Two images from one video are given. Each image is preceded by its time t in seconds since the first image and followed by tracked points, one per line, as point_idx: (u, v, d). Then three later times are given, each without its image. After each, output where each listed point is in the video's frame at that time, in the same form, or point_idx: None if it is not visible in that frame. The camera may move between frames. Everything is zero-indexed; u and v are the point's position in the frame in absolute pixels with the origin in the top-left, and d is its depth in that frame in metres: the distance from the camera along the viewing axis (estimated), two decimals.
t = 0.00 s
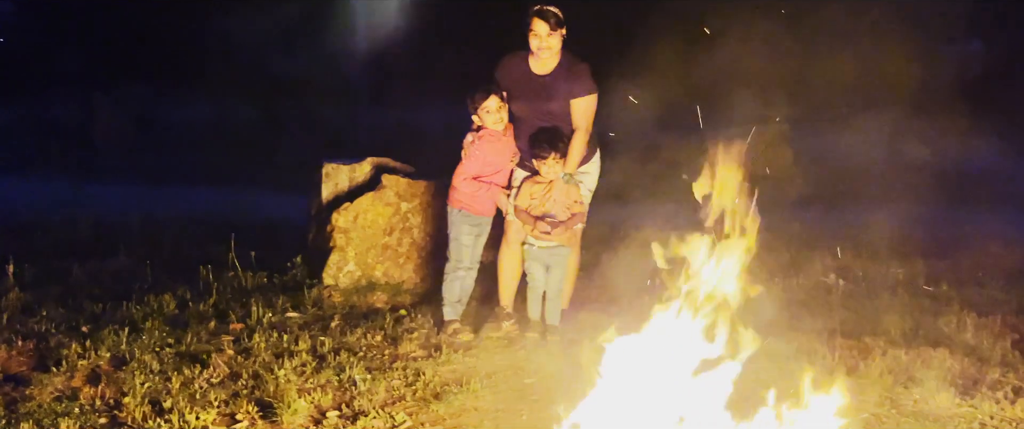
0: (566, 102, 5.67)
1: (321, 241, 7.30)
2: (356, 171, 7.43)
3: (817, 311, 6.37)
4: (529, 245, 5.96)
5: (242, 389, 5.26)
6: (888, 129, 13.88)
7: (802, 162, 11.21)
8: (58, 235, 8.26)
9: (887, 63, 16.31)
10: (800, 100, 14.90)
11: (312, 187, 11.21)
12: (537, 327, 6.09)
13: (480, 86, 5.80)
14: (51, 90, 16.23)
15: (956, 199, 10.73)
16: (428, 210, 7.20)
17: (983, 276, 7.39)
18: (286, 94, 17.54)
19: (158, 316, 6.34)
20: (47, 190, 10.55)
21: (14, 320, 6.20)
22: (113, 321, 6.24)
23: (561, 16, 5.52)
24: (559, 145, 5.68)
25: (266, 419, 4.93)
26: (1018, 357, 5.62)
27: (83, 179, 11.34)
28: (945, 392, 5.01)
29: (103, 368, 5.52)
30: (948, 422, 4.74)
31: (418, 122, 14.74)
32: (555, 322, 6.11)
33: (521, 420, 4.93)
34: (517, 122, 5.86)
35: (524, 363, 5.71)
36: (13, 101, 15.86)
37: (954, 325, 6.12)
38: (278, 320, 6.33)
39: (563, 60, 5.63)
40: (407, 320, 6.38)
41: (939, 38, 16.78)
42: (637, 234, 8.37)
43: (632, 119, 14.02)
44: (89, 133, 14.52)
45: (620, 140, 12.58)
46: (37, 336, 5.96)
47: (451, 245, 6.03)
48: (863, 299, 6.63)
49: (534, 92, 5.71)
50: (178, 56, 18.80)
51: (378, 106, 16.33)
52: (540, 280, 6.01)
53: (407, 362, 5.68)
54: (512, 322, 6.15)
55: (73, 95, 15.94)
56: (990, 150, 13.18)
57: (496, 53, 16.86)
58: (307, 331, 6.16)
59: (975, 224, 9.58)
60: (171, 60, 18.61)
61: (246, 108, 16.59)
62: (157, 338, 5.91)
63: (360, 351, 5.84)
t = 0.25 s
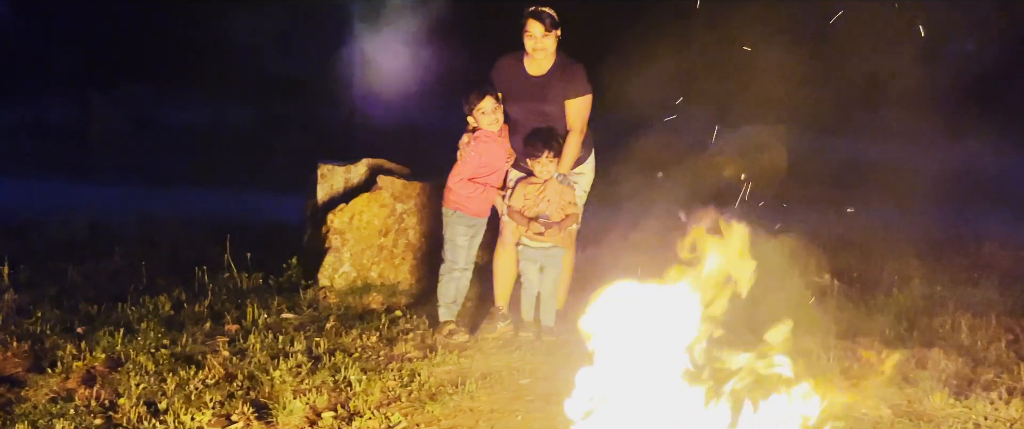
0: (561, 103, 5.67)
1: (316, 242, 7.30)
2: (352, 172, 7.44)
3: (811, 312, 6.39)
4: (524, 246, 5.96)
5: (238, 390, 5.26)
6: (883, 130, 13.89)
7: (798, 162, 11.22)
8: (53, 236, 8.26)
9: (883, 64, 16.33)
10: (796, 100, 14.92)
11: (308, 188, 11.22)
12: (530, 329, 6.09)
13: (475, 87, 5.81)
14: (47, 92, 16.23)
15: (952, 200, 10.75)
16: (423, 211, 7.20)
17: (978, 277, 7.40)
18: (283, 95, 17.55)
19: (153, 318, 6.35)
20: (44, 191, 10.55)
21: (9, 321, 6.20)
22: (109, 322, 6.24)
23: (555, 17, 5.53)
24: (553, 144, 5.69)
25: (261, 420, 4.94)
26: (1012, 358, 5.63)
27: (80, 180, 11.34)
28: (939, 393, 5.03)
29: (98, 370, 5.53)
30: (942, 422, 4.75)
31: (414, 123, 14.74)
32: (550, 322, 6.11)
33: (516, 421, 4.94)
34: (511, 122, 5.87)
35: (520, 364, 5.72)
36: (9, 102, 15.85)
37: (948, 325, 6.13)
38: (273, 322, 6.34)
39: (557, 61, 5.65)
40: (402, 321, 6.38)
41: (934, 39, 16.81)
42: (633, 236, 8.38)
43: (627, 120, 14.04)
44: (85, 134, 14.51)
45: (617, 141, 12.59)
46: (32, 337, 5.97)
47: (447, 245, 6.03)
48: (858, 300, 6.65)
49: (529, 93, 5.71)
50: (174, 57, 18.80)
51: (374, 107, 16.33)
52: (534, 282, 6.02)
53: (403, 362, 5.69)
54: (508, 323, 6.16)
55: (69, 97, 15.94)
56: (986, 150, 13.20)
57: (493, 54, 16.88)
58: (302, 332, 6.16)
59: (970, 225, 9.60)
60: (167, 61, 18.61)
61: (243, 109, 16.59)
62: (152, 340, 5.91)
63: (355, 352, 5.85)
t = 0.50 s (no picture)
0: (555, 104, 5.67)
1: (311, 243, 7.30)
2: (347, 173, 7.45)
3: (807, 312, 6.39)
4: (516, 247, 5.96)
5: (232, 391, 5.26)
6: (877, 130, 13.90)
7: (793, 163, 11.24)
8: (48, 237, 8.26)
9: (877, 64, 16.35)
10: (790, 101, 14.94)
11: (303, 189, 11.22)
12: (522, 329, 6.09)
13: (470, 88, 5.81)
14: (42, 92, 16.22)
15: (947, 201, 10.76)
16: (417, 212, 7.21)
17: (972, 278, 7.41)
18: (278, 96, 17.54)
19: (148, 319, 6.34)
20: (39, 192, 10.55)
21: (3, 322, 6.19)
22: (103, 323, 6.24)
23: (550, 18, 5.54)
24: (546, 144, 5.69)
25: (256, 421, 4.94)
26: (1006, 358, 5.63)
27: (74, 181, 11.33)
28: (934, 393, 5.04)
29: (92, 371, 5.52)
30: (936, 422, 4.77)
31: (409, 124, 14.74)
32: (543, 323, 6.11)
33: (510, 422, 4.94)
34: (506, 123, 5.87)
35: (514, 364, 5.72)
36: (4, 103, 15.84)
37: (943, 326, 6.14)
38: (268, 323, 6.33)
39: (552, 62, 5.65)
40: (397, 322, 6.38)
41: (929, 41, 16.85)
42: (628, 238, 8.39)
43: (622, 121, 14.05)
44: (80, 135, 14.50)
45: (612, 142, 12.60)
46: (26, 338, 5.96)
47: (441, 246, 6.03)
48: (853, 300, 6.66)
49: (523, 94, 5.72)
50: (169, 58, 18.80)
51: (369, 108, 16.33)
52: (527, 282, 6.02)
53: (397, 363, 5.69)
54: (503, 324, 6.16)
55: (63, 98, 15.93)
56: (981, 150, 13.21)
57: (488, 55, 16.88)
58: (297, 332, 6.16)
59: (965, 226, 9.61)
60: (162, 62, 18.60)
61: (237, 111, 16.58)
62: (147, 341, 5.91)
63: (350, 353, 5.84)
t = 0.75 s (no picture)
0: (549, 105, 5.68)
1: (305, 245, 7.30)
2: (341, 175, 7.44)
3: (800, 313, 6.40)
4: (508, 249, 5.97)
5: (227, 392, 5.27)
6: (872, 131, 13.90)
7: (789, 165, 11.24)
8: (42, 239, 8.26)
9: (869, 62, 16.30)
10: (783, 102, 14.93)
11: (297, 191, 11.20)
12: (518, 331, 6.10)
13: (465, 90, 5.82)
14: (36, 93, 16.21)
15: (941, 202, 10.77)
16: (412, 213, 7.19)
17: (966, 279, 7.42)
18: (273, 98, 17.53)
19: (142, 320, 6.35)
20: (33, 194, 10.54)
21: None
22: (98, 325, 6.24)
23: (544, 20, 5.55)
24: (540, 146, 5.70)
25: (250, 422, 4.94)
26: (999, 359, 5.65)
27: (68, 183, 11.33)
28: (927, 394, 5.05)
29: (87, 373, 5.53)
30: (929, 422, 4.78)
31: (404, 126, 14.74)
32: (538, 325, 6.12)
33: (504, 423, 4.95)
34: (501, 125, 5.87)
35: (509, 366, 5.73)
36: None
37: (936, 327, 6.15)
38: (263, 324, 6.34)
39: (546, 64, 5.66)
40: (391, 323, 6.39)
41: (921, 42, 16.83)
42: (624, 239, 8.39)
43: (617, 123, 14.05)
44: (74, 137, 14.49)
45: (606, 144, 12.59)
46: (21, 340, 5.96)
47: (436, 248, 6.04)
48: (846, 301, 6.66)
49: (517, 95, 5.73)
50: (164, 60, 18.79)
51: (364, 110, 16.33)
52: (520, 283, 6.03)
53: (392, 365, 5.70)
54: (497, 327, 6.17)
55: (58, 99, 15.92)
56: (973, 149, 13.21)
57: (481, 56, 16.86)
58: (291, 334, 6.16)
59: (960, 227, 9.62)
60: (157, 63, 18.59)
61: (232, 112, 16.58)
62: (141, 342, 5.91)
63: (344, 354, 5.85)
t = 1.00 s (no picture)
0: (544, 107, 5.69)
1: (300, 247, 7.30)
2: (336, 178, 7.42)
3: (795, 315, 6.41)
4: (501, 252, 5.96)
5: (222, 394, 5.27)
6: (867, 133, 13.91)
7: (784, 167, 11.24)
8: (37, 241, 8.24)
9: (863, 66, 16.30)
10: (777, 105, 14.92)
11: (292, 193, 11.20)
12: (513, 333, 6.10)
13: (460, 92, 5.82)
14: (31, 95, 16.19)
15: (936, 205, 10.77)
16: (407, 214, 7.19)
17: (961, 281, 7.43)
18: (268, 101, 17.52)
19: (137, 322, 6.34)
20: (28, 196, 10.53)
21: None
22: (93, 327, 6.24)
23: (539, 22, 5.55)
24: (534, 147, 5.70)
25: (245, 424, 4.94)
26: (993, 361, 5.65)
27: (63, 185, 11.32)
28: (921, 395, 5.06)
29: (82, 374, 5.52)
30: (924, 424, 4.79)
31: (399, 128, 14.74)
32: (532, 327, 6.11)
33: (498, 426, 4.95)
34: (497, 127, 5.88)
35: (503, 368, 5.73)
36: None
37: (931, 329, 6.15)
38: (258, 326, 6.33)
39: (541, 66, 5.67)
40: (386, 325, 6.39)
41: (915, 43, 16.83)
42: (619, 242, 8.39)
43: (612, 125, 14.05)
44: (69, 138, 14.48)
45: (600, 147, 12.57)
46: (15, 342, 5.96)
47: (432, 249, 6.04)
48: (841, 304, 6.65)
49: (513, 97, 5.74)
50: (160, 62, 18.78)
51: (359, 112, 16.33)
52: (513, 286, 6.01)
53: (386, 367, 5.70)
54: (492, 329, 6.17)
55: (53, 101, 15.91)
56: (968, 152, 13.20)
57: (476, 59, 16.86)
58: (286, 336, 6.16)
59: (954, 230, 9.62)
60: (152, 65, 18.58)
61: (227, 114, 16.57)
62: (136, 344, 5.91)
63: (339, 356, 5.85)
